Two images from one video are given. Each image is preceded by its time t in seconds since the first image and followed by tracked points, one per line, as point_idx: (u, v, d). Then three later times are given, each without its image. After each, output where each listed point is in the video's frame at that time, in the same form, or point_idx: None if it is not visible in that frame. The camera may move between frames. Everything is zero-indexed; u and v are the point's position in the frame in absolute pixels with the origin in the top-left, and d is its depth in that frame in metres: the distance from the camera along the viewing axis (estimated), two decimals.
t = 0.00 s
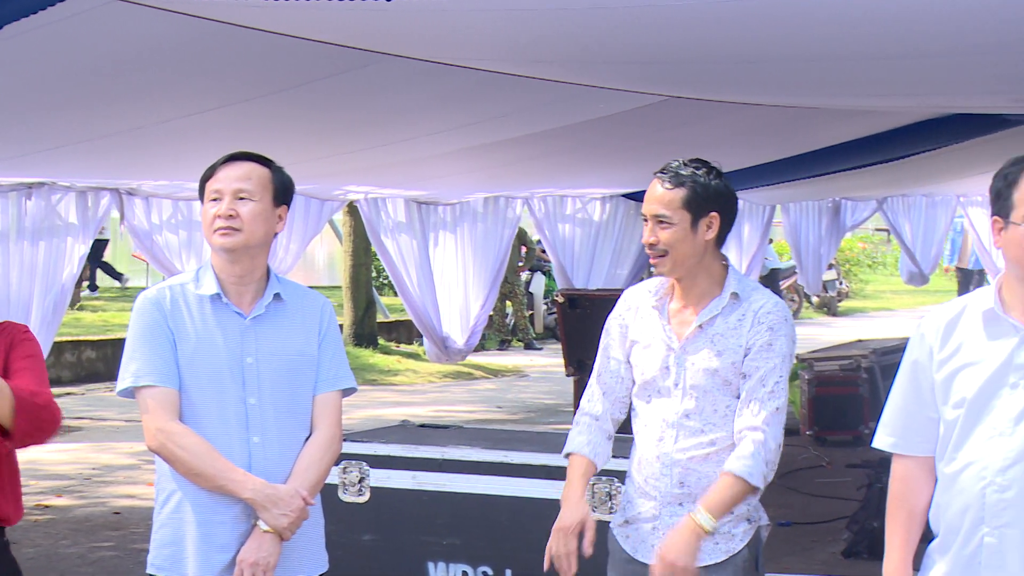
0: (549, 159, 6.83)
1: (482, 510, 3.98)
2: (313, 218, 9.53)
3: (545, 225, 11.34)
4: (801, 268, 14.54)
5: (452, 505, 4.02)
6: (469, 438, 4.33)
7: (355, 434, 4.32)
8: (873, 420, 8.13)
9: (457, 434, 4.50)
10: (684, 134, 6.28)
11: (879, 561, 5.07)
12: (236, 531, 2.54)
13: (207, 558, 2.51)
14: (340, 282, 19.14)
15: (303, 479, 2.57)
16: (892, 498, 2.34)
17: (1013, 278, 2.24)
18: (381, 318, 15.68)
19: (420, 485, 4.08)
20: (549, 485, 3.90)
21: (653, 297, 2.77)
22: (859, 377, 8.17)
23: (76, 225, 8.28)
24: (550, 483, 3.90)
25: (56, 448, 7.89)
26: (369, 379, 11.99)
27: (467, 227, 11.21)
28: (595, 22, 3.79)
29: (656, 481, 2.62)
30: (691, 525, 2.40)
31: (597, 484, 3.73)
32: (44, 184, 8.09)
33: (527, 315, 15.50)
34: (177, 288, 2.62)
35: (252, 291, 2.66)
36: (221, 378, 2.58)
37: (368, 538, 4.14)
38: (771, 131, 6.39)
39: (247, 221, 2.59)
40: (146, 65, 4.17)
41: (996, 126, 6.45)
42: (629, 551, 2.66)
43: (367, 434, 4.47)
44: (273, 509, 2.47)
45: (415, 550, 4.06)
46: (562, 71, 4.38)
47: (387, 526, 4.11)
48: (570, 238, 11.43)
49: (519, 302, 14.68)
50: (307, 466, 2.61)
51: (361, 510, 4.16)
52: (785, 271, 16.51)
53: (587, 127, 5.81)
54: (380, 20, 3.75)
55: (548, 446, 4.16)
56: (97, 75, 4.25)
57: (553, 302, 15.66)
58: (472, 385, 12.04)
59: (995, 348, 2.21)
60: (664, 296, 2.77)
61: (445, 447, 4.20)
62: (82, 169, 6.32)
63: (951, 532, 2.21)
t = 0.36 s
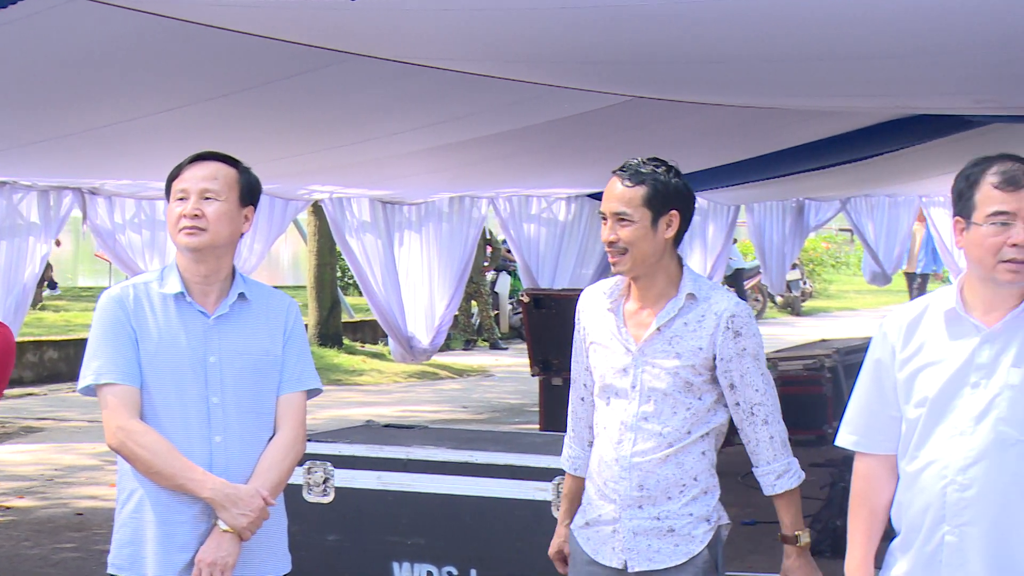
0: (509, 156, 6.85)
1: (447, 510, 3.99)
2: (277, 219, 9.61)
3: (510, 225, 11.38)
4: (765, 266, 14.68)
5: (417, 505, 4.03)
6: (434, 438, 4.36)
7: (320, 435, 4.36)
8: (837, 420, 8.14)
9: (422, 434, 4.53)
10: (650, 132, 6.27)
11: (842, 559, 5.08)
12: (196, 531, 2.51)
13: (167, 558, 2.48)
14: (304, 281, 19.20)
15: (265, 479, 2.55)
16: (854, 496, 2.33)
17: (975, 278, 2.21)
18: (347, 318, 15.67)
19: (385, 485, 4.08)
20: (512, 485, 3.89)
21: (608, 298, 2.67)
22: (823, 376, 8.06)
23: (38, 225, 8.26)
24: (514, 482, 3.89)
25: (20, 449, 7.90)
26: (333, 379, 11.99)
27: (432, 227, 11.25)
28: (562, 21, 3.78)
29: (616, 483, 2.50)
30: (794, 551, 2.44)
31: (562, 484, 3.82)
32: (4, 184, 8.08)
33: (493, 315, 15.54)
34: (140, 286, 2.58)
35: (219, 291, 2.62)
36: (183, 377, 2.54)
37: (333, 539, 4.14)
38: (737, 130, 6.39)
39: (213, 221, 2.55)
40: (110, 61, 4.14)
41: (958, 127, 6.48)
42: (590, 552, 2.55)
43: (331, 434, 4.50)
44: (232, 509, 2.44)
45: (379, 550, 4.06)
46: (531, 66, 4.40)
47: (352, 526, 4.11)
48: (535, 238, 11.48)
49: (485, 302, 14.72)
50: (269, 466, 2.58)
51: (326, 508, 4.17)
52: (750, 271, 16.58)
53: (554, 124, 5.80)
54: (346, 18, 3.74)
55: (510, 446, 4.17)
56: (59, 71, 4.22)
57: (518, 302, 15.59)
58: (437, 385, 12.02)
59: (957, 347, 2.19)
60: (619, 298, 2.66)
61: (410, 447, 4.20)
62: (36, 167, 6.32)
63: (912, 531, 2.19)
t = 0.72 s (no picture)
0: (482, 156, 6.86)
1: (418, 509, 3.99)
2: (248, 218, 9.55)
3: (480, 224, 11.38)
4: (735, 267, 14.80)
5: (388, 505, 4.03)
6: (405, 438, 4.35)
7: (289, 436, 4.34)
8: (808, 418, 8.21)
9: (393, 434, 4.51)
10: (621, 131, 6.29)
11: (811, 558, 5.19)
12: (165, 532, 2.49)
13: (136, 558, 2.46)
14: (275, 281, 19.10)
15: (235, 480, 2.54)
16: (825, 494, 2.36)
17: (942, 276, 2.25)
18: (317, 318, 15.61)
19: (356, 485, 4.08)
20: (484, 484, 3.90)
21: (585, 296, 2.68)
22: (793, 375, 8.14)
23: (6, 224, 8.16)
24: (486, 482, 3.90)
25: None
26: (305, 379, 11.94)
27: (404, 227, 11.23)
28: (533, 20, 3.78)
29: (592, 483, 2.52)
30: (709, 546, 2.35)
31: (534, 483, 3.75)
32: None
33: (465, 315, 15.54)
34: (111, 286, 2.55)
35: (190, 291, 2.60)
36: (153, 377, 2.52)
37: (303, 539, 4.13)
38: (707, 129, 6.42)
39: (186, 221, 2.53)
40: (76, 57, 4.10)
41: (925, 127, 6.55)
42: (565, 552, 2.56)
43: (302, 434, 4.47)
44: (202, 509, 2.42)
45: (350, 549, 4.06)
46: (501, 66, 4.40)
47: (323, 526, 4.10)
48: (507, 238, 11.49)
49: (457, 301, 14.70)
50: (240, 466, 2.57)
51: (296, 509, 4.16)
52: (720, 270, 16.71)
53: (525, 122, 5.80)
54: (316, 16, 3.72)
55: (482, 446, 4.17)
56: (24, 67, 4.16)
57: (491, 301, 15.65)
58: (409, 384, 11.99)
59: (926, 347, 2.22)
60: (596, 296, 2.67)
61: (381, 447, 4.20)
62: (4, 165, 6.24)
63: (881, 530, 2.23)
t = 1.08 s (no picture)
0: (469, 155, 6.87)
1: (402, 509, 3.98)
2: (232, 218, 9.48)
3: (466, 223, 11.43)
4: (719, 266, 14.85)
5: (373, 505, 4.02)
6: (390, 438, 4.34)
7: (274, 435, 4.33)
8: (791, 417, 8.26)
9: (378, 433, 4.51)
10: (606, 130, 6.30)
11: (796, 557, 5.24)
12: (152, 531, 2.49)
13: (122, 558, 2.46)
14: (259, 280, 19.05)
15: (222, 479, 2.53)
16: (809, 493, 2.36)
17: (924, 278, 2.23)
18: (301, 318, 15.57)
19: (340, 484, 4.07)
20: (471, 484, 3.91)
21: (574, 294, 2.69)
22: (777, 374, 8.21)
23: None
24: (472, 481, 3.91)
25: None
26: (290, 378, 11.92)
27: (388, 226, 11.21)
28: (519, 20, 3.79)
29: (578, 481, 2.52)
30: (672, 528, 2.33)
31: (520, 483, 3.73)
32: None
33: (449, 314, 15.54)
34: (96, 285, 2.54)
35: (176, 291, 2.60)
36: (139, 377, 2.51)
37: (288, 539, 4.13)
38: (691, 128, 6.45)
39: (172, 222, 2.52)
40: (61, 56, 4.08)
41: (907, 127, 6.59)
42: (550, 552, 2.56)
43: (286, 434, 4.46)
44: (189, 509, 2.42)
45: (335, 549, 4.06)
46: (486, 64, 4.41)
47: (307, 526, 4.10)
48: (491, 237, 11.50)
49: (441, 301, 14.73)
50: (226, 466, 2.57)
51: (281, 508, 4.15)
52: (705, 269, 16.79)
53: (511, 121, 5.81)
54: (301, 15, 3.71)
55: (467, 446, 4.16)
56: (8, 65, 4.14)
57: (475, 300, 15.65)
58: (393, 384, 11.97)
59: (909, 347, 2.21)
60: (585, 294, 2.69)
61: (366, 445, 4.21)
62: None
63: (864, 528, 2.22)
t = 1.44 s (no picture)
0: (458, 155, 6.88)
1: (389, 508, 3.99)
2: (220, 217, 9.49)
3: (453, 224, 11.41)
4: (707, 266, 14.87)
5: (360, 505, 4.03)
6: (378, 438, 4.35)
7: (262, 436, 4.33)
8: (779, 417, 8.30)
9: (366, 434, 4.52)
10: (594, 130, 6.32)
11: (782, 555, 5.27)
12: (141, 532, 2.49)
13: (112, 559, 2.45)
14: (247, 281, 19.01)
15: (211, 480, 2.53)
16: (797, 494, 2.37)
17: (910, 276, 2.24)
18: (289, 319, 15.56)
19: (328, 484, 4.08)
20: (457, 484, 3.91)
21: (568, 296, 2.70)
22: (765, 374, 8.25)
23: None
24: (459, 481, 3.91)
25: None
26: (278, 379, 11.90)
27: (376, 226, 11.23)
28: (509, 20, 3.80)
29: (570, 480, 2.54)
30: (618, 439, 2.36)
31: (506, 483, 3.81)
32: None
33: (437, 314, 15.54)
34: (84, 285, 2.53)
35: (164, 292, 2.59)
36: (128, 378, 2.51)
37: (276, 539, 4.13)
38: (680, 129, 6.48)
39: (161, 222, 2.51)
40: (48, 55, 4.06)
41: (894, 127, 6.63)
42: (542, 552, 2.58)
43: (274, 434, 4.46)
44: (180, 510, 2.42)
45: (322, 549, 4.06)
46: (475, 64, 4.42)
47: (294, 526, 4.11)
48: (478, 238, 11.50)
49: (428, 301, 14.74)
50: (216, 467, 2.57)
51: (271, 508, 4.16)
52: (693, 270, 16.85)
53: (500, 121, 5.83)
54: (291, 15, 3.72)
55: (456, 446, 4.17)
56: None
57: (463, 300, 15.56)
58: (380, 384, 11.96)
59: (895, 347, 2.21)
60: (579, 295, 2.70)
61: (354, 446, 4.24)
62: None
63: (851, 528, 2.22)
